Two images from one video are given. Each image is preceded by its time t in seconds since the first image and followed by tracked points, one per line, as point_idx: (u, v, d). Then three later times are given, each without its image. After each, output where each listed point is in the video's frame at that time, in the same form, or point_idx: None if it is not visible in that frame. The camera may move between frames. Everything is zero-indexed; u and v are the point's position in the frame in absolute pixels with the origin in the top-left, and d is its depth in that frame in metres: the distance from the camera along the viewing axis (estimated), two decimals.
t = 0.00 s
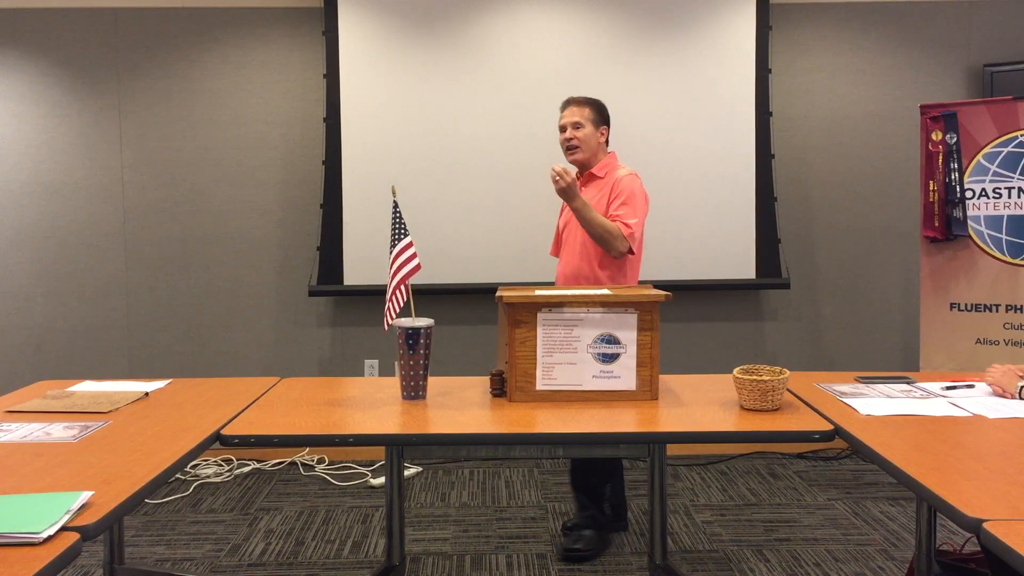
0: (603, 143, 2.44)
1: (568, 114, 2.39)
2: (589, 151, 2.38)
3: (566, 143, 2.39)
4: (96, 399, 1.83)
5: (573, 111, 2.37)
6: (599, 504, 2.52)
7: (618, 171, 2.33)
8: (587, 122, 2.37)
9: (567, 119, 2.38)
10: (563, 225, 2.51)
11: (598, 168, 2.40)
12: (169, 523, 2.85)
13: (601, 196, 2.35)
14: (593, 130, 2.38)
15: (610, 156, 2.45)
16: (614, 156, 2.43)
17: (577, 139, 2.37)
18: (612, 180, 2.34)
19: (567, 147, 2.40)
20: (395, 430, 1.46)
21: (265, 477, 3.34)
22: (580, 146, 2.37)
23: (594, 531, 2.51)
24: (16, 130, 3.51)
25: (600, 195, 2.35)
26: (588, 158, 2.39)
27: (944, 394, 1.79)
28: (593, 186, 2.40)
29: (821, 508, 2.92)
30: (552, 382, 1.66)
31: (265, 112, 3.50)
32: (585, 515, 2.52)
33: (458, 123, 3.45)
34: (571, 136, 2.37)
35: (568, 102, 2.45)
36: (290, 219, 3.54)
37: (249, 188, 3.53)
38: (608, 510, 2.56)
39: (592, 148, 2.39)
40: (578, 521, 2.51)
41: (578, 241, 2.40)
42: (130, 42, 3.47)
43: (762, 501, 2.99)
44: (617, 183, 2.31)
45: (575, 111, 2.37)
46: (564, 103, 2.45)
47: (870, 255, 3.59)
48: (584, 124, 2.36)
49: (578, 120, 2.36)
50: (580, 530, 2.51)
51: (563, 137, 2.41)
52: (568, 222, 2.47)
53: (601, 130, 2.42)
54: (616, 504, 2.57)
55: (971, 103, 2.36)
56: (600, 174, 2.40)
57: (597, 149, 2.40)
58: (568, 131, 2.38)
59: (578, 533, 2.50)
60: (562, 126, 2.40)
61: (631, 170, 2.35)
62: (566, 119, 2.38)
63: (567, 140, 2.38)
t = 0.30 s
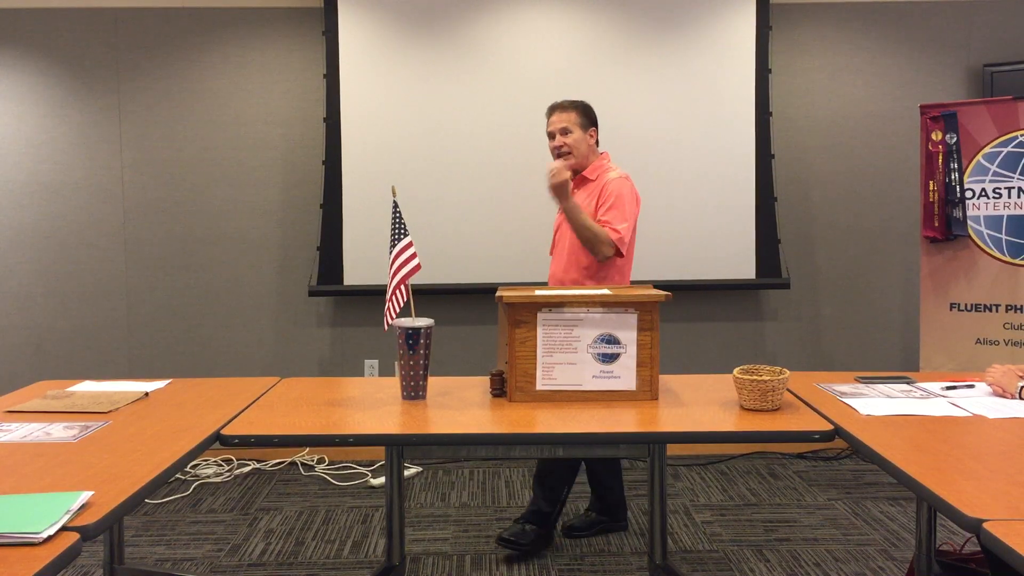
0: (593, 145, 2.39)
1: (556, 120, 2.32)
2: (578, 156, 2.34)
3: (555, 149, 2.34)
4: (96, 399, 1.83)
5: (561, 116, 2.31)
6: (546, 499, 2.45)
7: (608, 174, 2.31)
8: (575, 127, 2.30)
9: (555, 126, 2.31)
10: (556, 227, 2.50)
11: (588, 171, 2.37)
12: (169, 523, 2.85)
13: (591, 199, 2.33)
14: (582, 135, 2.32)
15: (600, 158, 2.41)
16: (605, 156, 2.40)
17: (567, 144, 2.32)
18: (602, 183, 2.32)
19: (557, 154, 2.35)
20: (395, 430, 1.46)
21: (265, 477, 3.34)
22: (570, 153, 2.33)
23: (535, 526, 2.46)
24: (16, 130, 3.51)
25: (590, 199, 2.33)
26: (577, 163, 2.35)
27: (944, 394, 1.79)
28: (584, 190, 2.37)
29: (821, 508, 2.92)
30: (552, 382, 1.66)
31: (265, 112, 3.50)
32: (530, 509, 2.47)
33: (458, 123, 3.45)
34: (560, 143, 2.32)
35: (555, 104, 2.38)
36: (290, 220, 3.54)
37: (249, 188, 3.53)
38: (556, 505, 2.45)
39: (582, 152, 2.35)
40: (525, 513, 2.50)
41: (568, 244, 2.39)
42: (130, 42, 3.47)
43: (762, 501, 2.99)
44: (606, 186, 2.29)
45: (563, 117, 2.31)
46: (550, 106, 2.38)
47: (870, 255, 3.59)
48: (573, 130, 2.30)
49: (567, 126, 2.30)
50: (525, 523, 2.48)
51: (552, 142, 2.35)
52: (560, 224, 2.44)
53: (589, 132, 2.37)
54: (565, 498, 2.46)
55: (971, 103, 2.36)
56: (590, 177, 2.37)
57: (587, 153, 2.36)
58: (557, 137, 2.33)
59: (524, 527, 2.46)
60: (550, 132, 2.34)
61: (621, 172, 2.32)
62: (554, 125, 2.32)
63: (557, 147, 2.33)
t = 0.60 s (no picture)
0: (583, 149, 2.36)
1: (546, 121, 2.31)
2: (568, 158, 2.32)
3: (545, 151, 2.33)
4: (96, 399, 1.83)
5: (551, 118, 2.29)
6: (527, 506, 2.38)
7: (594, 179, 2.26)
8: (566, 129, 2.29)
9: (545, 127, 2.30)
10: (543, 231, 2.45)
11: (576, 174, 2.33)
12: (169, 523, 2.85)
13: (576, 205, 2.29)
14: (572, 137, 2.31)
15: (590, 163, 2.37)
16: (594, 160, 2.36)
17: (556, 146, 2.30)
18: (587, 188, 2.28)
19: (547, 156, 2.33)
20: (395, 430, 1.46)
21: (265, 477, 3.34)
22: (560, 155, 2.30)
23: (517, 531, 2.40)
24: (16, 130, 3.51)
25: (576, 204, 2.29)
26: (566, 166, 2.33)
27: (944, 394, 1.79)
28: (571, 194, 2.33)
29: (821, 508, 2.92)
30: (552, 382, 1.66)
31: (266, 112, 3.50)
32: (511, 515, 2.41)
33: (458, 123, 3.45)
34: (550, 144, 2.30)
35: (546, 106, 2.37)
36: (290, 220, 3.54)
37: (250, 188, 3.53)
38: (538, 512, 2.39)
39: (571, 155, 2.32)
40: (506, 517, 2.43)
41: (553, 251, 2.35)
42: (130, 42, 3.47)
43: (762, 501, 2.99)
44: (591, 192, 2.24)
45: (554, 118, 2.29)
46: (541, 108, 2.36)
47: (870, 255, 3.59)
48: (563, 132, 2.29)
49: (557, 128, 2.29)
50: (505, 528, 2.42)
51: (541, 144, 2.34)
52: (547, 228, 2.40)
53: (579, 136, 2.35)
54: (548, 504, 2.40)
55: (971, 103, 2.36)
56: (578, 181, 2.33)
57: (577, 156, 2.33)
58: (546, 139, 2.31)
59: (503, 532, 2.41)
60: (540, 133, 2.32)
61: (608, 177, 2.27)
62: (544, 127, 2.30)
63: (547, 149, 2.31)
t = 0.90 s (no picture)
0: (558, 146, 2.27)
1: (523, 119, 2.18)
2: (545, 159, 2.22)
3: (522, 151, 2.21)
4: (96, 400, 1.83)
5: (529, 116, 2.16)
6: (520, 513, 2.37)
7: (570, 182, 2.18)
8: (543, 128, 2.18)
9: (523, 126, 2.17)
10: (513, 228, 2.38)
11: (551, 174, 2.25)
12: (169, 523, 2.85)
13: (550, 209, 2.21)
14: (549, 136, 2.19)
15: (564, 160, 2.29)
16: (568, 159, 2.27)
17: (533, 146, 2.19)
18: (562, 191, 2.19)
19: (523, 156, 2.22)
20: (396, 430, 1.46)
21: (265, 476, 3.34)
22: (538, 156, 2.19)
23: (512, 539, 2.39)
24: (16, 130, 3.51)
25: (550, 207, 2.21)
26: (542, 167, 2.22)
27: (944, 394, 1.79)
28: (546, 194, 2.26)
29: (821, 508, 2.92)
30: (552, 382, 1.66)
31: (266, 112, 3.50)
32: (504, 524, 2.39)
33: (458, 123, 3.45)
34: (527, 144, 2.18)
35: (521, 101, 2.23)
36: (290, 219, 3.54)
37: (250, 188, 3.53)
38: (532, 518, 2.38)
39: (548, 155, 2.22)
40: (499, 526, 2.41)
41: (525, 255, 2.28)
42: (130, 42, 3.47)
43: (762, 501, 2.99)
44: (566, 196, 2.16)
45: (532, 116, 2.16)
46: (516, 102, 2.22)
47: (870, 255, 3.59)
48: (542, 131, 2.17)
49: (536, 127, 2.16)
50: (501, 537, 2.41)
51: (518, 143, 2.21)
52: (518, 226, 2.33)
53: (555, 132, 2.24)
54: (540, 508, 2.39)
55: (971, 103, 2.36)
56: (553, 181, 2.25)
57: (553, 155, 2.23)
58: (523, 138, 2.19)
59: (498, 541, 2.40)
60: (515, 131, 2.20)
61: (584, 180, 2.20)
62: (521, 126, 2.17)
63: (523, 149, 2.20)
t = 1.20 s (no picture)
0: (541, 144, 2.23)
1: (508, 113, 2.13)
2: (529, 155, 2.17)
3: (506, 146, 2.16)
4: (96, 399, 1.83)
5: (514, 110, 2.11)
6: (517, 514, 2.38)
7: (555, 181, 2.14)
8: (529, 124, 2.13)
9: (509, 121, 2.12)
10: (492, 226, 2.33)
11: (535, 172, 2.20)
12: (169, 523, 2.85)
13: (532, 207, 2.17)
14: (535, 133, 2.15)
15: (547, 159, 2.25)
16: (551, 157, 2.23)
17: (519, 143, 2.14)
18: (546, 190, 2.15)
19: (507, 152, 2.17)
20: (396, 430, 1.46)
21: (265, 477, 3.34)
22: (523, 152, 2.15)
23: (510, 540, 2.40)
24: (16, 130, 3.51)
25: (533, 206, 2.17)
26: (526, 164, 2.18)
27: (944, 394, 1.80)
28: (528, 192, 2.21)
29: (821, 508, 2.92)
30: (552, 382, 1.66)
31: (266, 112, 3.50)
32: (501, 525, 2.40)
33: (458, 123, 3.45)
34: (513, 139, 2.13)
35: (505, 95, 2.17)
36: (290, 220, 3.54)
37: (250, 188, 3.53)
38: (530, 518, 2.40)
39: (532, 152, 2.17)
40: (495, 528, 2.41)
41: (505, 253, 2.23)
42: (130, 42, 3.47)
43: (762, 501, 2.99)
44: (550, 195, 2.12)
45: (518, 111, 2.12)
46: (500, 95, 2.16)
47: (870, 255, 3.59)
48: (527, 127, 2.13)
49: (522, 123, 2.12)
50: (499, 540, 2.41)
51: (501, 138, 2.16)
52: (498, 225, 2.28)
53: (539, 129, 2.20)
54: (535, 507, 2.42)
55: (971, 103, 2.36)
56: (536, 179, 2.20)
57: (537, 153, 2.18)
58: (508, 134, 2.14)
59: (496, 544, 2.40)
60: (500, 126, 2.14)
61: (568, 179, 2.16)
62: (507, 121, 2.12)
63: (508, 144, 2.15)
